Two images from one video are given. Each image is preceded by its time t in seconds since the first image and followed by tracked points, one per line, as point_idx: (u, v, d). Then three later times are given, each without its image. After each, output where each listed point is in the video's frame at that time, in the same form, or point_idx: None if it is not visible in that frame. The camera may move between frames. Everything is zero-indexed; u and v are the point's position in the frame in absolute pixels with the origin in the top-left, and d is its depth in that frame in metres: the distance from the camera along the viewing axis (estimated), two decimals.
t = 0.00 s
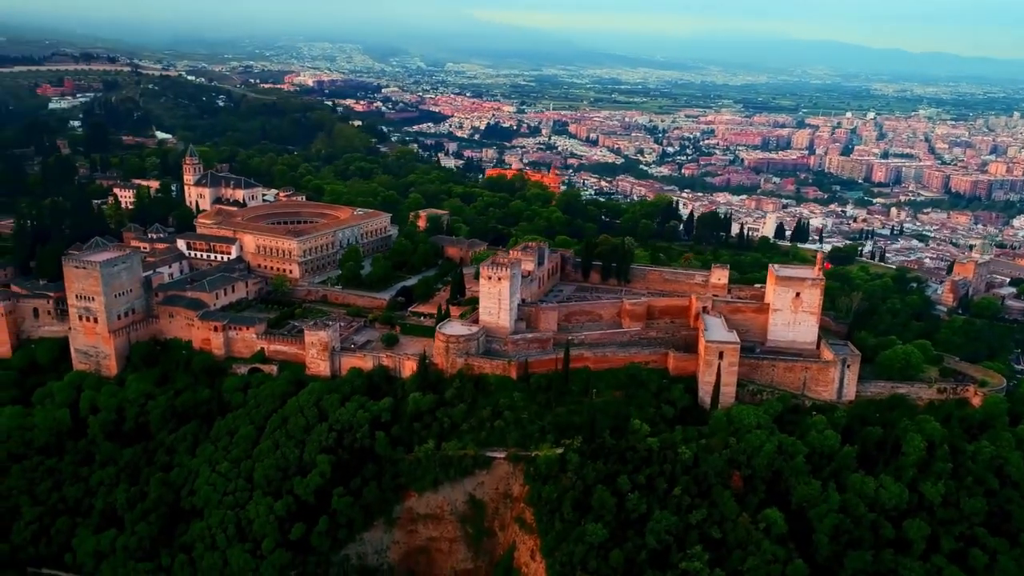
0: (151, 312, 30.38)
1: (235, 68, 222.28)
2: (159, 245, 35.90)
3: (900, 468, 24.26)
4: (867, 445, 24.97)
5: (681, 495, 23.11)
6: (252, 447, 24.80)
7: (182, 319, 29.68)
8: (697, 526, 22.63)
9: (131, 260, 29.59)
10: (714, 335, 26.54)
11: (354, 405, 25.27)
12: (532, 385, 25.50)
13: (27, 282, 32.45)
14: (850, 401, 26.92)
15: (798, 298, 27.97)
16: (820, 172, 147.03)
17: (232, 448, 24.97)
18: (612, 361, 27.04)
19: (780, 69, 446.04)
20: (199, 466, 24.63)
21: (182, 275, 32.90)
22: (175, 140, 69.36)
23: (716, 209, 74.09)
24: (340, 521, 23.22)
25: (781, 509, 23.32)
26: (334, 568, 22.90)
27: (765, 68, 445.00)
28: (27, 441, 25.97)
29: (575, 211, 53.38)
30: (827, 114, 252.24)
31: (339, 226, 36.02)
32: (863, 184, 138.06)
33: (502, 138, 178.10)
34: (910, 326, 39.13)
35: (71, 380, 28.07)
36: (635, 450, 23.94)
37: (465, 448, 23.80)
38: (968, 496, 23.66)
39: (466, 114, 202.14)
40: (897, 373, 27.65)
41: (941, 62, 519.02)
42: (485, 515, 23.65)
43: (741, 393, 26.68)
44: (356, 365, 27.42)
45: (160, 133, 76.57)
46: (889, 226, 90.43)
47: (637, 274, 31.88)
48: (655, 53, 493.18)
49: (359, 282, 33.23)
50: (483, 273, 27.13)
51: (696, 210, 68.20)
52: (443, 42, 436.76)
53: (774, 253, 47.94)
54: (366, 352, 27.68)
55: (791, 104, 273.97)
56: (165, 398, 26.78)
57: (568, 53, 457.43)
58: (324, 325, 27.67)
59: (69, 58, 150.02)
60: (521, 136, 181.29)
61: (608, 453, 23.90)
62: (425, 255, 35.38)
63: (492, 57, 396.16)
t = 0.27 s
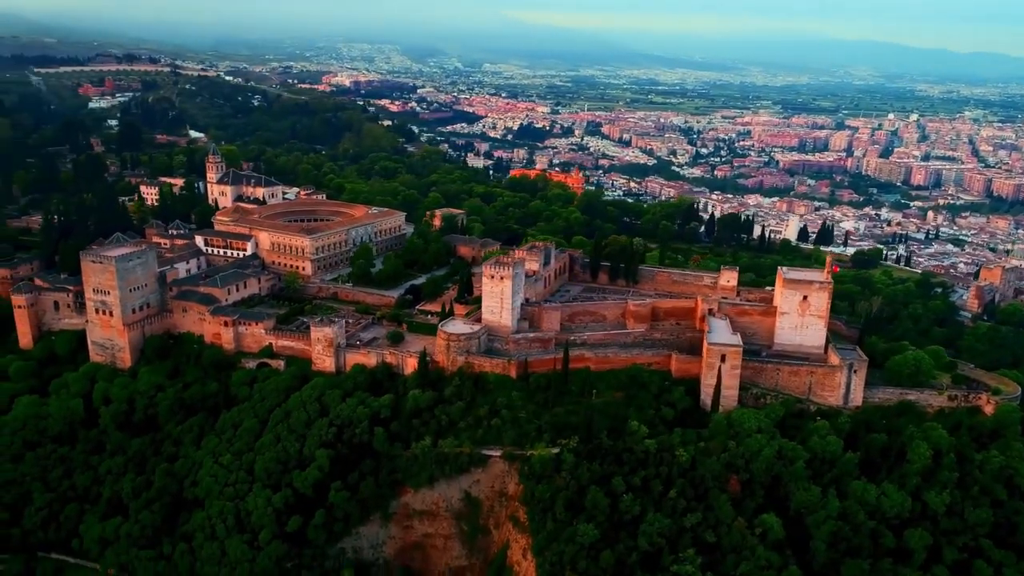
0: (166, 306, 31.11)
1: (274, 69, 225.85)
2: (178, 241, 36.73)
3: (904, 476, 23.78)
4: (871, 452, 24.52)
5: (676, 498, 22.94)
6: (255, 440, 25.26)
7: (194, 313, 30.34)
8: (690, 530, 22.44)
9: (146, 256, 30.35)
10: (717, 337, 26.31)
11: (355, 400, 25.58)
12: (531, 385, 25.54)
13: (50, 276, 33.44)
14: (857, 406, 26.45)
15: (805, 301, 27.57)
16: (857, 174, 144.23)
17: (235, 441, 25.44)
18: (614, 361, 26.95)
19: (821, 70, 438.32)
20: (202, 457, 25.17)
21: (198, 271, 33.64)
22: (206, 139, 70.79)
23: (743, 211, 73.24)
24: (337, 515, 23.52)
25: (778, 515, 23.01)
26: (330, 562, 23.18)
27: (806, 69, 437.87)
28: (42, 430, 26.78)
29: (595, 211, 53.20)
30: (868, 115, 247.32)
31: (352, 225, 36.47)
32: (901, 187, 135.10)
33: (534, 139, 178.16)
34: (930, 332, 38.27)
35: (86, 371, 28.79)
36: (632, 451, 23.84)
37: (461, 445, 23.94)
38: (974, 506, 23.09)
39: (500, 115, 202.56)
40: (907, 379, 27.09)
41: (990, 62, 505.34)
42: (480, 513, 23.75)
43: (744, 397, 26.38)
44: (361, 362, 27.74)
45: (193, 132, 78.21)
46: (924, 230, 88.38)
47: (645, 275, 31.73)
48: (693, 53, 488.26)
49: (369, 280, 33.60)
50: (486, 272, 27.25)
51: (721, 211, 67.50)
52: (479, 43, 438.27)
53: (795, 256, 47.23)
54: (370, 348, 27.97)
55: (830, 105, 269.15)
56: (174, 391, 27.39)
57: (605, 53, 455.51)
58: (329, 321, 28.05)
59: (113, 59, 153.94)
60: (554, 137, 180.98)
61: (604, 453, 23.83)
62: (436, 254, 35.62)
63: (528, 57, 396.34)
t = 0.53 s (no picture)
0: (172, 302, 31.69)
1: (304, 69, 228.44)
2: (189, 237, 37.38)
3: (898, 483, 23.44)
4: (867, 458, 24.18)
5: (665, 500, 22.83)
6: (250, 434, 25.64)
7: (199, 309, 30.84)
8: (677, 532, 22.33)
9: (154, 252, 30.96)
10: (713, 339, 26.12)
11: (349, 397, 25.83)
12: (523, 384, 25.58)
13: (63, 271, 34.25)
14: (856, 411, 26.10)
15: (805, 304, 27.24)
16: (887, 176, 141.82)
17: (232, 435, 25.85)
18: (609, 362, 26.87)
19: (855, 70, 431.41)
20: (199, 450, 25.62)
21: (206, 268, 34.20)
22: (228, 139, 71.91)
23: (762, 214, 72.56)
24: (327, 510, 23.77)
25: (768, 519, 22.78)
26: (319, 556, 23.40)
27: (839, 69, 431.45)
28: (48, 420, 27.45)
29: (608, 211, 53.07)
30: (901, 116, 242.92)
31: (358, 223, 36.80)
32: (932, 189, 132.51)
33: (560, 139, 178.00)
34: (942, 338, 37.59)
35: (92, 365, 29.47)
36: (622, 452, 23.77)
37: (451, 443, 24.06)
38: (970, 514, 22.63)
39: (526, 115, 202.70)
40: (908, 384, 26.67)
41: None
42: (469, 510, 23.86)
43: (740, 400, 26.18)
44: (358, 359, 28.02)
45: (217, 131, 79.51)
46: (953, 234, 86.62)
47: (646, 276, 31.59)
48: (725, 53, 483.89)
49: (373, 278, 33.89)
50: (482, 271, 27.32)
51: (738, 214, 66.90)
52: (509, 43, 438.87)
53: (809, 258, 46.63)
54: (369, 346, 28.19)
55: (863, 106, 264.79)
56: (176, 385, 27.89)
57: (635, 54, 453.27)
58: (328, 318, 28.34)
59: (146, 60, 156.90)
60: (580, 138, 180.55)
61: (593, 454, 23.79)
62: (441, 254, 35.79)
63: (558, 58, 395.79)
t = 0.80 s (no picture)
0: (174, 298, 32.17)
1: (328, 69, 230.45)
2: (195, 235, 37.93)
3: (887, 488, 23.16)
4: (857, 462, 23.91)
5: (649, 501, 22.75)
6: (243, 429, 25.97)
7: (199, 306, 31.28)
8: (660, 533, 22.26)
9: (156, 249, 31.44)
10: (703, 341, 25.97)
11: (340, 393, 26.06)
12: (512, 383, 25.63)
13: (71, 267, 34.94)
14: (849, 415, 25.82)
15: (799, 306, 26.98)
16: (912, 179, 139.65)
17: (225, 430, 26.20)
18: (599, 363, 26.83)
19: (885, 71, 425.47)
20: (193, 444, 26.01)
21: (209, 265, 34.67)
22: (245, 138, 72.78)
23: (777, 216, 71.94)
24: (314, 505, 24.02)
25: (753, 522, 22.61)
26: (306, 551, 23.64)
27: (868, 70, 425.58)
28: (49, 413, 28.04)
29: (617, 212, 52.91)
30: (931, 118, 238.92)
31: (360, 222, 37.12)
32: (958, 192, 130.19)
33: (580, 140, 177.63)
34: (948, 343, 37.03)
35: (94, 359, 30.03)
36: (608, 452, 23.75)
37: (438, 441, 24.18)
38: (960, 521, 22.28)
39: (547, 116, 202.58)
40: (903, 388, 26.33)
41: None
42: (455, 508, 23.97)
43: (731, 402, 26.01)
44: (352, 356, 28.25)
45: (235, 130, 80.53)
46: (976, 238, 85.07)
47: (643, 277, 31.49)
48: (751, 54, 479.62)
49: (372, 276, 34.13)
50: (474, 270, 27.42)
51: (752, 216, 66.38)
52: (533, 44, 438.83)
53: (818, 261, 46.15)
54: (363, 343, 28.42)
55: (891, 108, 260.82)
56: (173, 379, 28.33)
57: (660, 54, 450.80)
58: (323, 315, 28.60)
59: (173, 60, 159.37)
60: (601, 138, 180.06)
61: (579, 453, 23.77)
62: (441, 253, 35.97)
63: (582, 58, 394.98)
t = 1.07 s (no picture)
0: (182, 294, 32.75)
1: (356, 70, 232.45)
2: (208, 232, 38.61)
3: (881, 495, 22.82)
4: (851, 468, 23.61)
5: (636, 502, 22.69)
6: (240, 424, 26.37)
7: (205, 302, 31.79)
8: (646, 535, 22.19)
9: (165, 245, 32.04)
10: (698, 342, 25.84)
11: (336, 389, 26.33)
12: (505, 382, 25.70)
13: (84, 263, 35.72)
14: (846, 420, 25.49)
15: (797, 309, 26.67)
16: (943, 182, 136.91)
17: (223, 424, 26.63)
18: (594, 363, 26.77)
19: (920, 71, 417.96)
20: (192, 438, 26.48)
21: (218, 261, 35.25)
22: (267, 138, 73.78)
23: (798, 218, 71.10)
24: (306, 500, 24.31)
25: (741, 526, 22.44)
26: (297, 544, 23.95)
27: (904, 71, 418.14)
28: (57, 404, 28.75)
29: (631, 213, 52.68)
30: (966, 120, 233.91)
31: (367, 222, 37.50)
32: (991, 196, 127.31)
33: (606, 141, 177.01)
34: (961, 348, 36.34)
35: (102, 352, 30.67)
36: (598, 453, 23.72)
37: (429, 438, 24.35)
38: (954, 530, 21.88)
39: (573, 117, 202.18)
40: (902, 393, 25.95)
41: None
42: (445, 506, 24.12)
43: (726, 405, 25.81)
44: (350, 353, 28.55)
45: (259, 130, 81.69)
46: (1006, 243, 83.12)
47: (644, 278, 31.36)
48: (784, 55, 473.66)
49: (377, 275, 34.43)
50: (471, 269, 27.54)
51: (771, 218, 65.69)
52: (563, 45, 438.19)
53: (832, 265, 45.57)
54: (362, 341, 28.69)
55: (926, 109, 255.88)
56: (176, 374, 28.84)
57: (691, 55, 447.27)
58: (323, 313, 28.92)
59: (204, 61, 162.02)
60: (626, 139, 179.21)
61: (569, 453, 23.77)
62: (446, 252, 36.18)
63: (611, 59, 393.51)
